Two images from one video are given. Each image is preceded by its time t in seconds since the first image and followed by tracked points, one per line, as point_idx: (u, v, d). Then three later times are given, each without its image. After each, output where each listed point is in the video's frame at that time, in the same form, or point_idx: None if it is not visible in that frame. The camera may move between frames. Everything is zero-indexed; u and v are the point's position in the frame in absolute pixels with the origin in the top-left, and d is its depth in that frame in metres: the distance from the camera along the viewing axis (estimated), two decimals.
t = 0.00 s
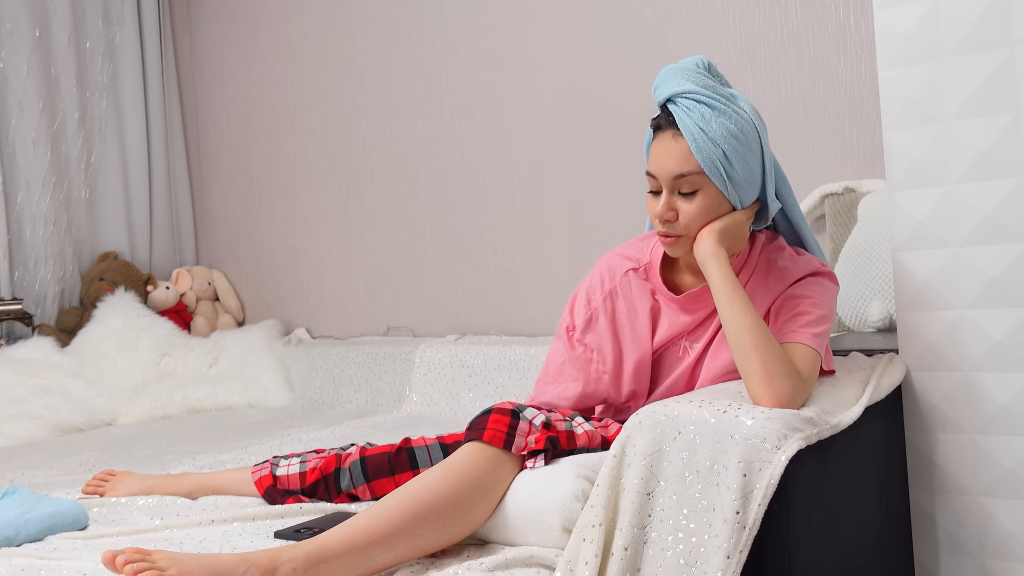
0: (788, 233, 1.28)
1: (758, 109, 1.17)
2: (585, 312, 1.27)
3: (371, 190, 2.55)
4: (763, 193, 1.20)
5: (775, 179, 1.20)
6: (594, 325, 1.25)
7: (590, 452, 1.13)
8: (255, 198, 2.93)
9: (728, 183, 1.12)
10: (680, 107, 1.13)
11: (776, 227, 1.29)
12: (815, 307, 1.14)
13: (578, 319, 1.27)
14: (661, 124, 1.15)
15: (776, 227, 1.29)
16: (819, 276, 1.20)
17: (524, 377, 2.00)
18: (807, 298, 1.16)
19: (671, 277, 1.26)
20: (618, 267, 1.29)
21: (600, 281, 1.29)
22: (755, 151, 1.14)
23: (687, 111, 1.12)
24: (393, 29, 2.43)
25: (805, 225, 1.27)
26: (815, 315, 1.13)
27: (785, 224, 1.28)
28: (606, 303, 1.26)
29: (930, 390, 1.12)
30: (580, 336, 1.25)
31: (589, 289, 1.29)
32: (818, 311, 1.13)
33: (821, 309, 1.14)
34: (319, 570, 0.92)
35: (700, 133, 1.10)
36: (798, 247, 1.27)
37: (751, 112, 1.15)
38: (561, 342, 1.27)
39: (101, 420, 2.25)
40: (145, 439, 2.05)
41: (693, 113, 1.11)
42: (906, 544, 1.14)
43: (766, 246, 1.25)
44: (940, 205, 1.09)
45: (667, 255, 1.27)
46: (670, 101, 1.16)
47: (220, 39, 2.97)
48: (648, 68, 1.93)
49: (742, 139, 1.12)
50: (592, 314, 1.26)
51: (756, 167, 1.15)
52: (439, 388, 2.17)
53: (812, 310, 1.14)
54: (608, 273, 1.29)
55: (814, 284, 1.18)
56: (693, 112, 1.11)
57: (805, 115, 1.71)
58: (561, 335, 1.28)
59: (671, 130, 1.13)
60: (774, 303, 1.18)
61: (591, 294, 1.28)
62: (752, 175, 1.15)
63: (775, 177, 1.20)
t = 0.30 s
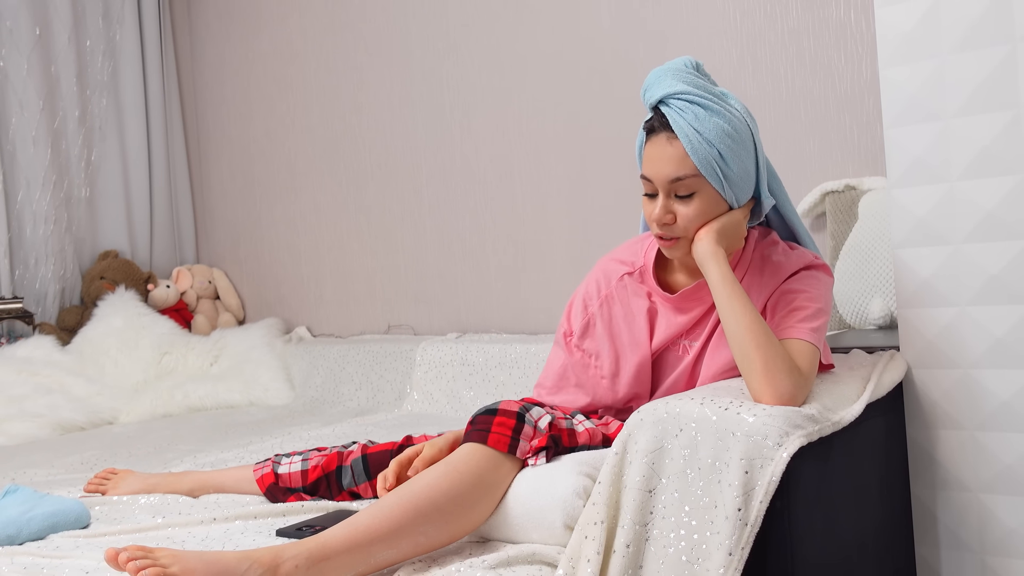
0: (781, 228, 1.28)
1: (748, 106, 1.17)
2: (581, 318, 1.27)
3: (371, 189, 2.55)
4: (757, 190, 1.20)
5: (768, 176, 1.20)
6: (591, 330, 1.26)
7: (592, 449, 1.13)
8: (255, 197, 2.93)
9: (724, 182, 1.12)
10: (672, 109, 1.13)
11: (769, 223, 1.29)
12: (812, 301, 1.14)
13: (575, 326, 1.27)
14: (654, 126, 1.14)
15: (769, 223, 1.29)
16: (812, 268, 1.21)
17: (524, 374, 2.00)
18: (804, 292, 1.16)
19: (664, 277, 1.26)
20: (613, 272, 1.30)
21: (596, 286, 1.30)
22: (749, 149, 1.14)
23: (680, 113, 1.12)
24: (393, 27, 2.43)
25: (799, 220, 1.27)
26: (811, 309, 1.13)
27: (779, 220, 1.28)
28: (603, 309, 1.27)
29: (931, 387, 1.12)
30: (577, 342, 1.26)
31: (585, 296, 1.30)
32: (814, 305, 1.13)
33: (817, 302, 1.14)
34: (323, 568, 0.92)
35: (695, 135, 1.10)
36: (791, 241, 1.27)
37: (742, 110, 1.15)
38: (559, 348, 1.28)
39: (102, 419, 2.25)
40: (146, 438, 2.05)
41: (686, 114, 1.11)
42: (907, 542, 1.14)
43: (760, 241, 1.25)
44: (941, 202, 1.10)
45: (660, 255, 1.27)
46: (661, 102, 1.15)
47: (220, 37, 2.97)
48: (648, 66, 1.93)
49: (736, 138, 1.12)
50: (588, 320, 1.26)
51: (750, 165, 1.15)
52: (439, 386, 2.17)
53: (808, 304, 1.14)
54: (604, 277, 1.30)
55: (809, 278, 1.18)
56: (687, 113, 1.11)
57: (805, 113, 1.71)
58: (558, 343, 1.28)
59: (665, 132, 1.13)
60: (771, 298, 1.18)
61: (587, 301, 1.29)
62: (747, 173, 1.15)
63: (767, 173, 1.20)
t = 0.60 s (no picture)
0: (780, 225, 1.28)
1: (745, 103, 1.17)
2: (576, 307, 1.25)
3: (373, 187, 2.55)
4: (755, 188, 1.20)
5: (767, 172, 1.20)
6: (583, 322, 1.25)
7: (595, 448, 1.14)
8: (257, 196, 2.93)
9: (723, 180, 1.12)
10: (670, 107, 1.12)
11: (767, 220, 1.29)
12: (813, 297, 1.14)
13: (567, 313, 1.26)
14: (652, 125, 1.14)
15: (767, 220, 1.29)
16: (811, 263, 1.21)
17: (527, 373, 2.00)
18: (804, 288, 1.16)
19: (666, 278, 1.26)
20: (616, 268, 1.29)
21: (597, 279, 1.28)
22: (747, 147, 1.14)
23: (678, 111, 1.11)
24: (394, 26, 2.43)
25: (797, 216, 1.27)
26: (812, 305, 1.13)
27: (777, 217, 1.27)
28: (600, 304, 1.25)
29: (935, 385, 1.12)
30: (567, 331, 1.25)
31: (584, 286, 1.28)
32: (815, 301, 1.13)
33: (818, 298, 1.14)
34: (325, 567, 0.93)
35: (692, 134, 1.09)
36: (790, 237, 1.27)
37: (739, 108, 1.15)
38: (545, 330, 1.26)
39: (105, 418, 2.25)
40: (149, 437, 2.06)
41: (684, 112, 1.11)
42: (910, 540, 1.14)
43: (758, 238, 1.25)
44: (944, 199, 1.09)
45: (662, 256, 1.26)
46: (658, 101, 1.15)
47: (221, 36, 2.97)
48: (650, 63, 1.92)
49: (734, 136, 1.12)
50: (583, 311, 1.25)
51: (748, 162, 1.15)
52: (442, 385, 2.17)
53: (809, 300, 1.14)
54: (605, 272, 1.29)
55: (809, 273, 1.18)
56: (684, 112, 1.11)
57: (807, 110, 1.70)
58: (547, 325, 1.26)
59: (663, 131, 1.12)
60: (771, 295, 1.18)
61: (586, 292, 1.27)
62: (745, 171, 1.14)
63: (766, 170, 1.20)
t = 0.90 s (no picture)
0: (778, 219, 1.28)
1: (743, 100, 1.17)
2: (582, 296, 1.22)
3: (379, 185, 2.55)
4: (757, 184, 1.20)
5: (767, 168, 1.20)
6: (587, 312, 1.21)
7: (604, 445, 1.14)
8: (264, 194, 2.93)
9: (725, 179, 1.12)
10: (670, 107, 1.12)
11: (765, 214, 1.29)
12: (816, 293, 1.14)
13: (570, 300, 1.22)
14: (652, 124, 1.13)
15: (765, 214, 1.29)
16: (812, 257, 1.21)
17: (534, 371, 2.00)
18: (807, 283, 1.16)
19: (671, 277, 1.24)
20: (621, 262, 1.27)
21: (603, 272, 1.26)
22: (748, 144, 1.14)
23: (678, 111, 1.11)
24: (400, 24, 2.43)
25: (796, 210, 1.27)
26: (816, 300, 1.13)
27: (777, 211, 1.27)
28: (605, 296, 1.22)
29: (943, 382, 1.11)
30: (571, 320, 1.21)
31: (589, 277, 1.26)
32: (819, 296, 1.14)
33: (822, 293, 1.14)
34: (338, 562, 0.93)
35: (694, 133, 1.09)
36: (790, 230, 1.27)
37: (738, 105, 1.15)
38: (548, 316, 1.22)
39: (113, 416, 2.26)
40: (156, 434, 2.06)
41: (684, 112, 1.10)
42: (919, 537, 1.13)
43: (758, 233, 1.25)
44: (953, 196, 1.09)
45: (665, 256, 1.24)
46: (657, 100, 1.14)
47: (228, 35, 2.98)
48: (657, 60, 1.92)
49: (735, 134, 1.12)
50: (587, 301, 1.22)
51: (749, 159, 1.15)
52: (448, 382, 2.17)
53: (813, 295, 1.14)
54: (611, 265, 1.26)
55: (811, 268, 1.18)
56: (685, 111, 1.10)
57: (815, 107, 1.70)
58: (550, 311, 1.23)
59: (664, 130, 1.12)
60: (775, 291, 1.18)
61: (592, 283, 1.24)
62: (746, 168, 1.14)
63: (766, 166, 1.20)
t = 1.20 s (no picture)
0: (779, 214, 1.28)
1: (745, 97, 1.17)
2: (588, 291, 1.21)
3: (392, 182, 2.56)
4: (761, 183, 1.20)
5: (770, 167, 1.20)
6: (593, 307, 1.20)
7: (617, 442, 1.14)
8: (276, 191, 2.95)
9: (731, 178, 1.12)
10: (675, 105, 1.11)
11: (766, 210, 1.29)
12: (818, 284, 1.14)
13: (577, 294, 1.22)
14: (656, 122, 1.13)
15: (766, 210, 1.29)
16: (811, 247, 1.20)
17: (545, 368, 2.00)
18: (808, 275, 1.16)
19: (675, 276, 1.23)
20: (625, 260, 1.26)
21: (609, 269, 1.24)
22: (752, 142, 1.14)
23: (684, 109, 1.10)
24: (412, 21, 2.44)
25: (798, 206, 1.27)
26: (819, 292, 1.14)
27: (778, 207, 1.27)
28: (611, 292, 1.21)
29: (957, 380, 1.11)
30: (577, 315, 1.20)
31: (596, 274, 1.24)
32: (822, 288, 1.14)
33: (824, 285, 1.15)
34: (351, 555, 0.93)
35: (701, 132, 1.08)
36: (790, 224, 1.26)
37: (741, 103, 1.15)
38: (556, 310, 1.22)
39: (127, 411, 2.28)
40: (170, 430, 2.08)
41: (690, 110, 1.10)
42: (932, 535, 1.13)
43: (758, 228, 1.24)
44: (967, 192, 1.09)
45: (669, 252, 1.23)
46: (661, 98, 1.13)
47: (241, 32, 2.99)
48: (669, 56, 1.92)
49: (740, 133, 1.12)
50: (594, 296, 1.20)
51: (754, 157, 1.15)
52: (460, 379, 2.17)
53: (816, 287, 1.14)
54: (616, 263, 1.25)
55: (811, 259, 1.18)
56: (690, 109, 1.10)
57: (828, 103, 1.70)
58: (557, 306, 1.22)
59: (669, 128, 1.11)
60: (777, 286, 1.17)
61: (598, 278, 1.23)
62: (751, 166, 1.14)
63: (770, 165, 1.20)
